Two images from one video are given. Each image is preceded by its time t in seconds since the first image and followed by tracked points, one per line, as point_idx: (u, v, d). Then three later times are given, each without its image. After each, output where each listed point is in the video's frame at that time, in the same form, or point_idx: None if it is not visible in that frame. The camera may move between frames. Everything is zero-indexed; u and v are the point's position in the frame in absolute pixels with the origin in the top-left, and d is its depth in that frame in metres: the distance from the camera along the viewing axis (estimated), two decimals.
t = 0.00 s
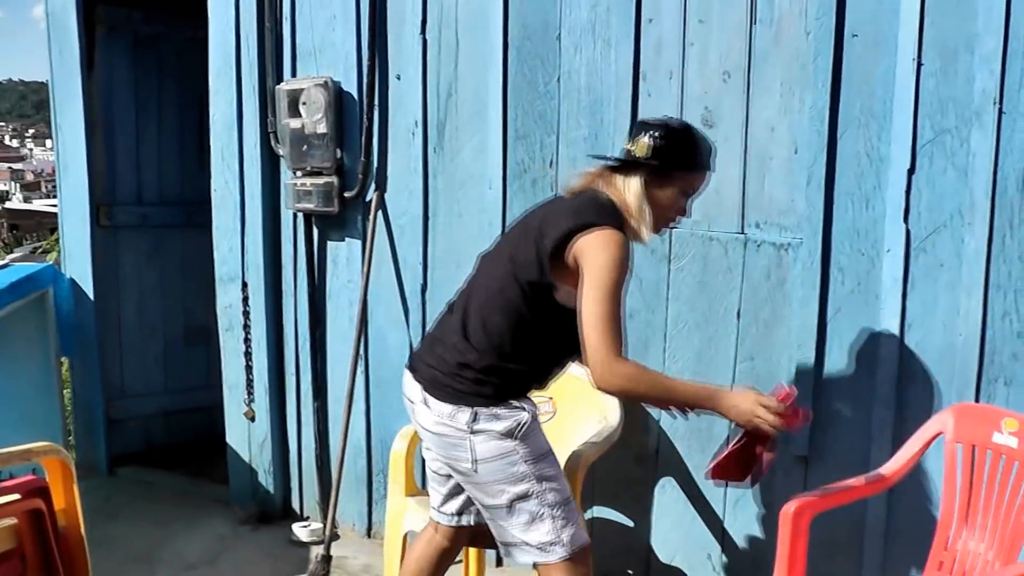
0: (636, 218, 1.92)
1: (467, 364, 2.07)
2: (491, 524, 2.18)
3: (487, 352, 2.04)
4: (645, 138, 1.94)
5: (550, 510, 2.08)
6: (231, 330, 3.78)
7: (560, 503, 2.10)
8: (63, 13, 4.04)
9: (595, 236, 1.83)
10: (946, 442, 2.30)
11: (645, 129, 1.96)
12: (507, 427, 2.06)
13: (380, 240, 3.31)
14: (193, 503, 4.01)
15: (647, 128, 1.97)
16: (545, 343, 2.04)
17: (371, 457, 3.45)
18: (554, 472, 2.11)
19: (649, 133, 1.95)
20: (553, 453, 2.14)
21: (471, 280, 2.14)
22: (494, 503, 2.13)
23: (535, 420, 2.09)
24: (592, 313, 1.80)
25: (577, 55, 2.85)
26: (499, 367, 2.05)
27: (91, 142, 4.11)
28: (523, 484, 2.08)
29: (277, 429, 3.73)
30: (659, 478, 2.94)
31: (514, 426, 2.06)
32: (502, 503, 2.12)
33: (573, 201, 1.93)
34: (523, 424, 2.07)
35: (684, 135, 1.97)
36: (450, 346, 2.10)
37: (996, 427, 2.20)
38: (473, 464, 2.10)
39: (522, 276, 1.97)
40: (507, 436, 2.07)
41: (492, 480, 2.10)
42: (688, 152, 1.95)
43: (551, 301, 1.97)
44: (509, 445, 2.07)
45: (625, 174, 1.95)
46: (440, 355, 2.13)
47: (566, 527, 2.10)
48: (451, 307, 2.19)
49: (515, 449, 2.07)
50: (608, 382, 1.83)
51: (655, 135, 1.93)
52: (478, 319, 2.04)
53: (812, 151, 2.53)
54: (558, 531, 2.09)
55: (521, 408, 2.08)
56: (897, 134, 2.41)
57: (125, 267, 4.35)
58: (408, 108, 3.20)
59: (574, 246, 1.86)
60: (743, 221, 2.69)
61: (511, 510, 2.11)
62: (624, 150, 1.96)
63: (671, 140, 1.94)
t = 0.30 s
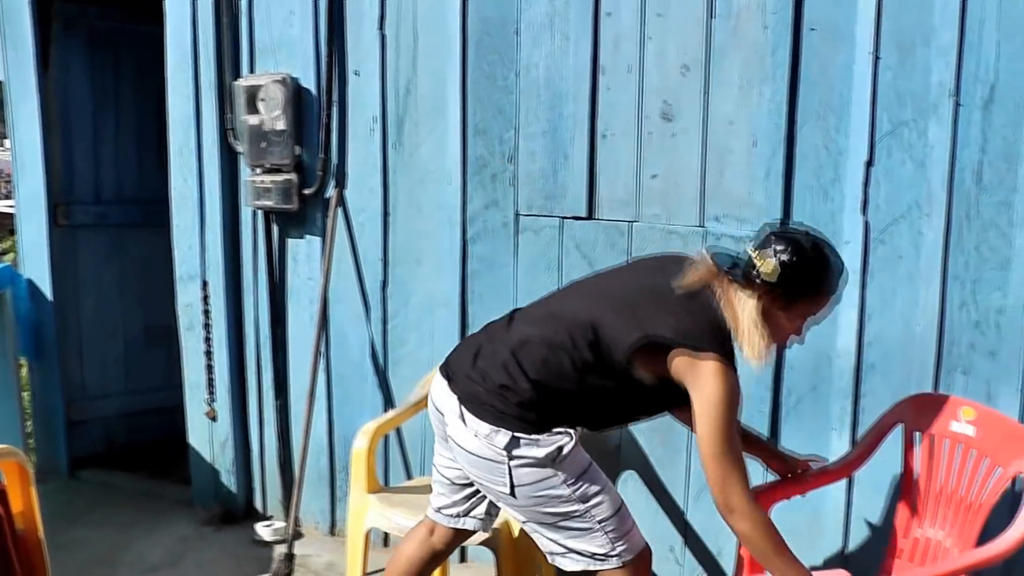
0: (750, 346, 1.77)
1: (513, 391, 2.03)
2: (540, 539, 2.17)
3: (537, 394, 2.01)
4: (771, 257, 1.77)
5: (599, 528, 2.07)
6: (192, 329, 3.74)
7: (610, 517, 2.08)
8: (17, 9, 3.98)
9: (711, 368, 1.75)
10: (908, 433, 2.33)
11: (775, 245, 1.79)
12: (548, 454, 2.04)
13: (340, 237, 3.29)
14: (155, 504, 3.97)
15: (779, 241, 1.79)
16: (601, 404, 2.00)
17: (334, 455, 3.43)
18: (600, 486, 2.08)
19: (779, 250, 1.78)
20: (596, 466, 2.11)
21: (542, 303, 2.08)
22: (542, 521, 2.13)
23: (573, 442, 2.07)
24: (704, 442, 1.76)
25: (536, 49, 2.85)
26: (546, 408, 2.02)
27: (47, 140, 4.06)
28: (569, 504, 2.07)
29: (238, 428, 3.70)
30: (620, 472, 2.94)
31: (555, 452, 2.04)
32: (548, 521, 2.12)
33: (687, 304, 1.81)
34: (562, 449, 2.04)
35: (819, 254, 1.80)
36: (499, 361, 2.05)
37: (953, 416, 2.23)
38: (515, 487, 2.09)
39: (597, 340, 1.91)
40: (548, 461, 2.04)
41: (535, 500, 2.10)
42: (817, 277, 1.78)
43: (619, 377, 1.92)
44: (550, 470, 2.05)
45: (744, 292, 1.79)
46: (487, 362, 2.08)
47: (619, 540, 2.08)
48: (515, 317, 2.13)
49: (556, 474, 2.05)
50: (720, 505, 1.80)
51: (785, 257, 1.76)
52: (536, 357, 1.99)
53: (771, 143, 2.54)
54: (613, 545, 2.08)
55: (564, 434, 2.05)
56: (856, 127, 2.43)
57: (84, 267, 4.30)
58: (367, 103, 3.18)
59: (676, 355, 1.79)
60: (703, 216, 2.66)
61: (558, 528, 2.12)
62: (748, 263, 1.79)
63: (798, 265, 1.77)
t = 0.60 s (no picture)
0: (776, 400, 1.73)
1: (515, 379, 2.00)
2: (522, 522, 2.20)
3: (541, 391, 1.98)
4: (813, 313, 1.73)
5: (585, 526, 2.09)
6: (145, 329, 3.69)
7: (596, 516, 2.11)
8: None
9: (720, 401, 1.74)
10: (860, 424, 2.35)
11: (814, 300, 1.75)
12: (541, 449, 2.03)
13: (293, 232, 3.25)
14: (111, 506, 3.92)
15: (824, 298, 1.76)
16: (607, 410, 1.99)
17: (290, 453, 3.40)
18: (591, 486, 2.10)
19: (822, 306, 1.75)
20: (591, 464, 2.12)
21: (565, 296, 2.03)
22: (529, 510, 2.14)
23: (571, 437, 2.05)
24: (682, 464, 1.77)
25: (488, 43, 2.83)
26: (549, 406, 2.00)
27: None
28: (557, 499, 2.09)
29: (193, 426, 3.66)
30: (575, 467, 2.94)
31: (549, 448, 2.03)
32: (535, 511, 2.13)
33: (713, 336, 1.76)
34: (558, 446, 2.03)
35: (860, 314, 1.78)
36: (506, 350, 2.03)
37: (907, 406, 2.23)
38: (503, 474, 2.10)
39: (607, 349, 1.88)
40: (540, 456, 2.04)
41: (524, 490, 2.10)
42: (856, 337, 1.76)
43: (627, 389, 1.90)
44: (541, 465, 2.05)
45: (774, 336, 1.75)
46: (496, 347, 2.05)
47: (603, 539, 2.12)
48: (535, 305, 2.08)
49: (548, 469, 2.05)
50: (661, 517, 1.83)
51: (828, 315, 1.73)
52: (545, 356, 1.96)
53: (723, 137, 2.54)
54: (595, 543, 2.12)
55: (563, 431, 2.04)
56: (808, 120, 2.45)
57: (35, 266, 4.25)
58: (319, 98, 3.14)
59: (687, 379, 1.76)
60: (656, 209, 2.67)
61: (546, 519, 2.14)
62: (785, 310, 1.74)
63: (840, 324, 1.74)
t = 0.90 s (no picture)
0: (754, 380, 1.71)
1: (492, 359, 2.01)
2: (505, 504, 2.20)
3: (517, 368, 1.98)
4: (793, 294, 1.69)
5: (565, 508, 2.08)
6: (110, 319, 3.65)
7: (576, 499, 2.09)
8: None
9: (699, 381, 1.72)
10: (826, 404, 2.36)
11: (795, 278, 1.71)
12: (518, 429, 2.02)
13: (256, 220, 3.21)
14: (78, 498, 3.89)
15: (804, 278, 1.71)
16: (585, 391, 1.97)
17: (256, 442, 3.37)
18: (572, 468, 2.08)
19: (803, 288, 1.70)
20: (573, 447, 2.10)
21: (545, 277, 2.03)
22: (511, 492, 2.13)
23: (551, 418, 2.04)
24: (694, 449, 1.78)
25: (449, 29, 2.82)
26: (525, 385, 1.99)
27: None
28: (536, 481, 2.08)
29: (159, 417, 3.63)
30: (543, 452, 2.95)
31: (525, 429, 2.02)
32: (516, 493, 2.12)
33: (689, 317, 1.73)
34: (535, 428, 2.02)
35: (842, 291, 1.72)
36: (486, 332, 2.04)
37: (870, 385, 2.25)
38: (483, 455, 2.09)
39: (583, 324, 1.87)
40: (518, 437, 2.03)
41: (505, 472, 2.10)
42: (839, 318, 1.71)
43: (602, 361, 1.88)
44: (519, 446, 2.04)
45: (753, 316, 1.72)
46: (475, 330, 2.07)
47: (584, 522, 2.10)
48: (518, 287, 2.09)
49: (526, 450, 2.04)
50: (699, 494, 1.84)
51: (809, 297, 1.69)
52: (522, 334, 1.96)
53: (685, 121, 2.55)
54: (575, 525, 2.10)
55: (536, 412, 2.02)
56: (770, 102, 2.47)
57: None
58: (280, 85, 3.10)
59: (662, 362, 1.74)
60: (619, 192, 2.68)
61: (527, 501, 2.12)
62: (764, 291, 1.70)
63: (821, 306, 1.69)
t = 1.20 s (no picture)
0: (721, 282, 1.83)
1: (478, 299, 2.07)
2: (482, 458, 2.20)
3: (500, 310, 2.03)
4: (767, 203, 1.80)
5: (538, 462, 2.09)
6: (78, 294, 3.55)
7: (552, 456, 2.10)
8: None
9: (660, 275, 1.76)
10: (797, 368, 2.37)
11: (768, 185, 1.82)
12: (504, 373, 2.04)
13: (222, 193, 3.16)
14: (48, 475, 3.86)
15: (779, 185, 1.83)
16: (567, 324, 2.01)
17: (226, 416, 3.36)
18: (555, 424, 2.09)
19: (778, 195, 1.82)
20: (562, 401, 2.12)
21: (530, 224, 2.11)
22: (489, 443, 2.14)
23: (535, 367, 2.05)
24: (603, 340, 1.79)
25: None
26: (508, 325, 2.03)
27: None
28: (515, 430, 2.09)
29: (128, 392, 3.59)
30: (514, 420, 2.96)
31: (510, 373, 2.04)
32: (493, 444, 2.13)
33: (657, 219, 1.83)
34: (517, 373, 2.03)
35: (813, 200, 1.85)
36: (473, 278, 2.11)
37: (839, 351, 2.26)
38: (467, 398, 2.11)
39: (563, 255, 1.94)
40: (503, 381, 2.05)
41: (486, 418, 2.11)
42: (806, 222, 1.84)
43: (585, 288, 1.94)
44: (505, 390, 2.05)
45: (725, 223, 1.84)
46: (466, 279, 2.15)
47: (555, 479, 2.11)
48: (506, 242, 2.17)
49: (510, 395, 2.06)
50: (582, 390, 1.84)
51: (785, 205, 1.81)
52: (503, 275, 2.03)
53: (652, 89, 2.61)
54: (546, 481, 2.11)
55: (518, 354, 2.04)
56: (736, 70, 2.54)
57: None
58: (245, 54, 3.03)
59: (628, 262, 1.81)
60: (586, 160, 2.71)
61: (502, 453, 2.13)
62: (739, 199, 1.81)
63: (794, 213, 1.82)
